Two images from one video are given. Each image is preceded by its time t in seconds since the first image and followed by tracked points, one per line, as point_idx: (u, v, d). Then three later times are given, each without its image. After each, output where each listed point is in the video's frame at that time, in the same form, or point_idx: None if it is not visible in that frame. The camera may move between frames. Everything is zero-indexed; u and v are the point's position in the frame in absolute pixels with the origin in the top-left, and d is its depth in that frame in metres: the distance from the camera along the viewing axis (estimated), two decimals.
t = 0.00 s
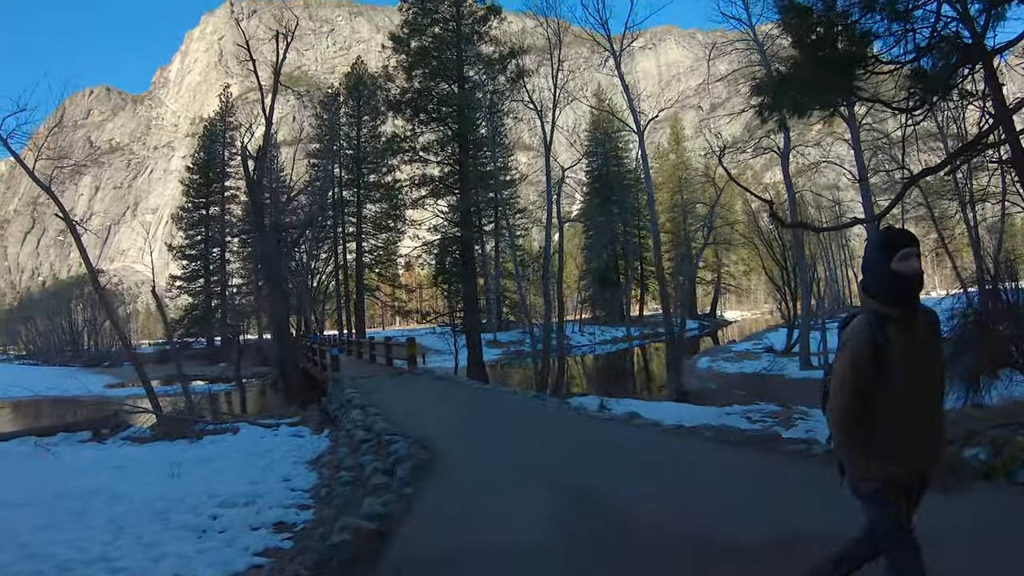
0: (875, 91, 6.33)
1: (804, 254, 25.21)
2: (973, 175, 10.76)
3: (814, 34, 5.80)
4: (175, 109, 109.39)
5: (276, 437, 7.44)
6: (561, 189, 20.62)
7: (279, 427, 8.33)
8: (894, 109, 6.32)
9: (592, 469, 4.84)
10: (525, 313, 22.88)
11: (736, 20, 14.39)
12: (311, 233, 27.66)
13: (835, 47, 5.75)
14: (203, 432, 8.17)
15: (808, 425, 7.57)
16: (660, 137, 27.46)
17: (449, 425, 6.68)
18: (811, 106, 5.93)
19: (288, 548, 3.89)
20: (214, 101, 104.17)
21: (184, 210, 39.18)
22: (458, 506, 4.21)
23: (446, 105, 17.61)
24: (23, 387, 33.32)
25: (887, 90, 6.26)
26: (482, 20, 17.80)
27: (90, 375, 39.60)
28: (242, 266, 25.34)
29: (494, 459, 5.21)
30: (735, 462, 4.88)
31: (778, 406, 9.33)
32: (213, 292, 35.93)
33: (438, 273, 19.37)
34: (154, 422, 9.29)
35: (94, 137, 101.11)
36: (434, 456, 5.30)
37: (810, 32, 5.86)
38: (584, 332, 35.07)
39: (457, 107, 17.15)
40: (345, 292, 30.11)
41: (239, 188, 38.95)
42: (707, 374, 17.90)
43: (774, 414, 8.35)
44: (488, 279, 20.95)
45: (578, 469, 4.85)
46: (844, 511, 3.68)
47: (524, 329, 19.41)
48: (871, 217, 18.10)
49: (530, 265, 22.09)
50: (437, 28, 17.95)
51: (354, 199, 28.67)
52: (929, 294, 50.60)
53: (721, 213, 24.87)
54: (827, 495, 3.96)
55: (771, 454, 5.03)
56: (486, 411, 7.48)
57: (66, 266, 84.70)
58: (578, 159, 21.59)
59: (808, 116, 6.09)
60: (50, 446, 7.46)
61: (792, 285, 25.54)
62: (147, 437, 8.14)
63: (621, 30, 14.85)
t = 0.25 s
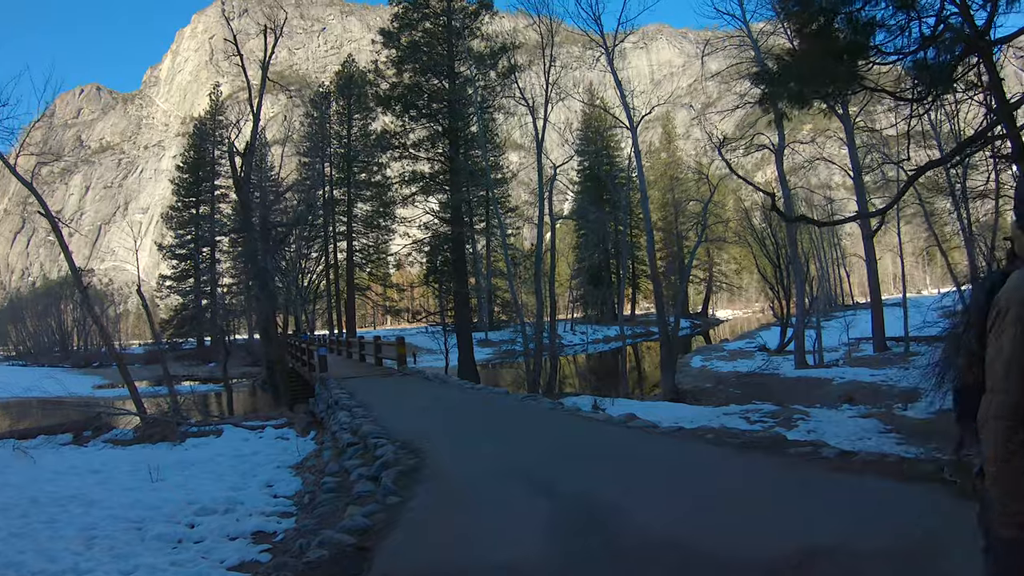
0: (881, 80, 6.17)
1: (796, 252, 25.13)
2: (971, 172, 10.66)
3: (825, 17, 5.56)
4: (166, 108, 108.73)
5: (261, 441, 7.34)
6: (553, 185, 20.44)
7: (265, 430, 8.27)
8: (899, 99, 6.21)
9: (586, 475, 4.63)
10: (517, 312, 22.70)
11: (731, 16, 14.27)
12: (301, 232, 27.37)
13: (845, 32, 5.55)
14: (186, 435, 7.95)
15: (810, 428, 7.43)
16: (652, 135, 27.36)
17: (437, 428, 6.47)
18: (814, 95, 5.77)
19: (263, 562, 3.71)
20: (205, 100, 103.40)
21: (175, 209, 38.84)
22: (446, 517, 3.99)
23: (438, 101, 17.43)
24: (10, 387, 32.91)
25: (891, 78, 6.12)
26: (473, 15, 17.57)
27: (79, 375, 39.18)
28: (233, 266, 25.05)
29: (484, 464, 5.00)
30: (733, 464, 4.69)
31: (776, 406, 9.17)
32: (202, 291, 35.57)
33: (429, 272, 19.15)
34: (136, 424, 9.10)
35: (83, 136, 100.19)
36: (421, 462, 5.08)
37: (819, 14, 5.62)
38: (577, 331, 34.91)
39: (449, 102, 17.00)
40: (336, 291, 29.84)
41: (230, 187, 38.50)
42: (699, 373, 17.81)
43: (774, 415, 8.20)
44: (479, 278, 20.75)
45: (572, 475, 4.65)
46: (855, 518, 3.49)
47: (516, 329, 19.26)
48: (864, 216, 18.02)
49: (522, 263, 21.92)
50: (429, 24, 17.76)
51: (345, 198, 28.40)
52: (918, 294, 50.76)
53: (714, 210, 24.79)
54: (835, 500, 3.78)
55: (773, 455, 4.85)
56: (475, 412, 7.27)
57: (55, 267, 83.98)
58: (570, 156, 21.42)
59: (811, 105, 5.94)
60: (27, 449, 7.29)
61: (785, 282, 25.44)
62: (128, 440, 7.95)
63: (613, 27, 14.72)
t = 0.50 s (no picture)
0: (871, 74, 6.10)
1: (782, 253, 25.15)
2: (960, 173, 10.61)
3: (818, 7, 5.42)
4: (149, 112, 107.61)
5: (238, 451, 7.38)
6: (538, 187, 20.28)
7: (242, 439, 8.30)
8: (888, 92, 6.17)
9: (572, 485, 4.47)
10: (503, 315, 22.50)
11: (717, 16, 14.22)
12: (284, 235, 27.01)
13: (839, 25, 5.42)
14: (163, 444, 7.73)
15: (805, 432, 7.34)
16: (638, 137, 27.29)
17: (420, 436, 6.29)
18: (809, 90, 5.68)
19: None
20: (188, 103, 102.43)
21: (157, 212, 38.27)
22: (429, 533, 3.81)
23: (422, 102, 17.21)
24: None
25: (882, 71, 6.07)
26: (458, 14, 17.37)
27: (58, 382, 38.46)
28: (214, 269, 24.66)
29: (466, 474, 4.83)
30: (723, 472, 4.56)
31: (767, 409, 9.06)
32: (184, 296, 35.10)
33: (414, 275, 18.92)
34: (112, 434, 8.83)
35: (65, 139, 98.88)
36: (403, 475, 4.90)
37: (813, 4, 5.47)
38: (564, 334, 34.78)
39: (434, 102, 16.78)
40: (321, 296, 29.52)
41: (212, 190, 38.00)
42: (687, 376, 17.72)
43: (768, 418, 8.11)
44: (464, 281, 20.55)
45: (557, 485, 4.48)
46: (856, 531, 3.35)
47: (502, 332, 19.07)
48: (851, 217, 18.01)
49: (507, 266, 21.73)
50: (413, 23, 17.53)
51: (329, 201, 28.09)
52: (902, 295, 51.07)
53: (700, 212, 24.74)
54: (834, 511, 3.63)
55: (770, 465, 4.70)
56: (460, 419, 7.10)
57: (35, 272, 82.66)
58: (555, 158, 21.30)
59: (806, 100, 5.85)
60: None
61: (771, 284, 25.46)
62: (103, 451, 7.69)
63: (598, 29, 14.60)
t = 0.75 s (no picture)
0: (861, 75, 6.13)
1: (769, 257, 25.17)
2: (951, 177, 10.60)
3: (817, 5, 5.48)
4: (134, 115, 106.64)
5: (219, 461, 7.26)
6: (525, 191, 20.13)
7: (224, 447, 8.13)
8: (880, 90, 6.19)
9: (560, 497, 4.32)
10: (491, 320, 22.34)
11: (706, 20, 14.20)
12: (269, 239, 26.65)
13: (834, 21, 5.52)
14: (141, 454, 7.51)
15: (803, 439, 7.23)
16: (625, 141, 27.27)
17: (403, 446, 6.11)
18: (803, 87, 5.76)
19: None
20: (173, 107, 101.59)
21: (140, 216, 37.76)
22: (415, 549, 3.65)
23: (408, 104, 17.03)
24: None
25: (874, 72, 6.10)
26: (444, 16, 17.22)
27: (37, 388, 37.77)
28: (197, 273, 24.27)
29: (451, 487, 4.66)
30: (715, 484, 4.43)
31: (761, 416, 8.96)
32: (168, 301, 34.62)
33: (398, 280, 18.62)
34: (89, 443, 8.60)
35: (50, 142, 97.78)
36: (389, 488, 4.73)
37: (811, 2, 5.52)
38: (551, 339, 34.66)
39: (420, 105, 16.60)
40: (307, 300, 29.21)
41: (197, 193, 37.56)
42: (676, 381, 17.61)
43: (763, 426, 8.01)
44: (451, 286, 20.34)
45: (544, 497, 4.33)
46: (863, 541, 3.24)
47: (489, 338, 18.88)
48: (839, 221, 17.99)
49: (495, 270, 21.57)
50: (399, 24, 17.31)
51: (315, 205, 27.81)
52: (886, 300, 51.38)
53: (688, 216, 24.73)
54: (839, 523, 3.51)
55: (770, 475, 4.57)
56: (445, 428, 6.92)
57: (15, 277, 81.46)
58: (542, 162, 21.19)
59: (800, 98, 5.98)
60: None
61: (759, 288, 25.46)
62: (80, 460, 7.46)
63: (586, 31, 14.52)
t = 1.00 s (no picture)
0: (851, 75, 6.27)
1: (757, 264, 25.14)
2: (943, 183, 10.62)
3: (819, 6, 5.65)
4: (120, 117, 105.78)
5: (197, 468, 7.17)
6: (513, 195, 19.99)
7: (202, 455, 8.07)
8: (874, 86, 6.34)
9: (547, 510, 4.16)
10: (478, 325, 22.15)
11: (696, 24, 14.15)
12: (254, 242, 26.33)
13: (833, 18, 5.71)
14: (117, 461, 7.37)
15: (801, 447, 7.14)
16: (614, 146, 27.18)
17: (385, 455, 5.92)
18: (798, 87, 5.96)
19: None
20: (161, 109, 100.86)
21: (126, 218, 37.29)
22: (398, 565, 3.48)
23: (395, 105, 16.81)
24: None
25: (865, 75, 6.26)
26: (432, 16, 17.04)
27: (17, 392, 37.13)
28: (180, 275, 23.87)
29: (434, 500, 4.48)
30: (707, 495, 4.29)
31: (755, 423, 8.86)
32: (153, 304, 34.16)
33: (384, 284, 18.38)
34: (65, 449, 8.38)
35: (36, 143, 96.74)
36: (374, 499, 4.56)
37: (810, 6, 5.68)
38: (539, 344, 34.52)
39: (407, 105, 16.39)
40: (293, 304, 28.90)
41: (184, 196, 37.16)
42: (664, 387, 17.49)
43: (759, 434, 7.95)
44: (438, 290, 20.14)
45: (531, 510, 4.17)
46: (869, 555, 3.11)
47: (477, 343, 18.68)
48: (828, 227, 17.98)
49: (482, 275, 21.40)
50: (388, 24, 17.16)
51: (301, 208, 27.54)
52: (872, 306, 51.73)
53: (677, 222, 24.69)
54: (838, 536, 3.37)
55: (767, 486, 4.45)
56: (430, 437, 6.74)
57: None
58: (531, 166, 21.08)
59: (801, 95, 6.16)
60: None
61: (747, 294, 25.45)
62: (53, 466, 7.26)
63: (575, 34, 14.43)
